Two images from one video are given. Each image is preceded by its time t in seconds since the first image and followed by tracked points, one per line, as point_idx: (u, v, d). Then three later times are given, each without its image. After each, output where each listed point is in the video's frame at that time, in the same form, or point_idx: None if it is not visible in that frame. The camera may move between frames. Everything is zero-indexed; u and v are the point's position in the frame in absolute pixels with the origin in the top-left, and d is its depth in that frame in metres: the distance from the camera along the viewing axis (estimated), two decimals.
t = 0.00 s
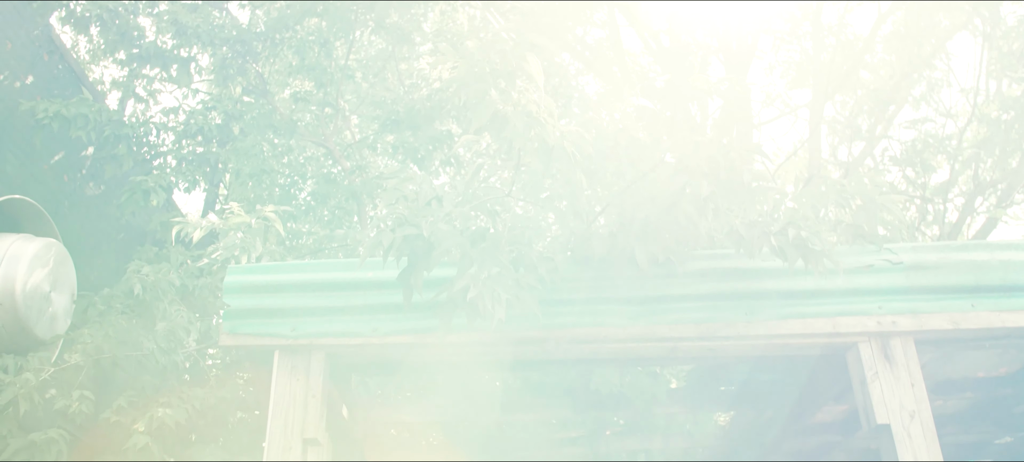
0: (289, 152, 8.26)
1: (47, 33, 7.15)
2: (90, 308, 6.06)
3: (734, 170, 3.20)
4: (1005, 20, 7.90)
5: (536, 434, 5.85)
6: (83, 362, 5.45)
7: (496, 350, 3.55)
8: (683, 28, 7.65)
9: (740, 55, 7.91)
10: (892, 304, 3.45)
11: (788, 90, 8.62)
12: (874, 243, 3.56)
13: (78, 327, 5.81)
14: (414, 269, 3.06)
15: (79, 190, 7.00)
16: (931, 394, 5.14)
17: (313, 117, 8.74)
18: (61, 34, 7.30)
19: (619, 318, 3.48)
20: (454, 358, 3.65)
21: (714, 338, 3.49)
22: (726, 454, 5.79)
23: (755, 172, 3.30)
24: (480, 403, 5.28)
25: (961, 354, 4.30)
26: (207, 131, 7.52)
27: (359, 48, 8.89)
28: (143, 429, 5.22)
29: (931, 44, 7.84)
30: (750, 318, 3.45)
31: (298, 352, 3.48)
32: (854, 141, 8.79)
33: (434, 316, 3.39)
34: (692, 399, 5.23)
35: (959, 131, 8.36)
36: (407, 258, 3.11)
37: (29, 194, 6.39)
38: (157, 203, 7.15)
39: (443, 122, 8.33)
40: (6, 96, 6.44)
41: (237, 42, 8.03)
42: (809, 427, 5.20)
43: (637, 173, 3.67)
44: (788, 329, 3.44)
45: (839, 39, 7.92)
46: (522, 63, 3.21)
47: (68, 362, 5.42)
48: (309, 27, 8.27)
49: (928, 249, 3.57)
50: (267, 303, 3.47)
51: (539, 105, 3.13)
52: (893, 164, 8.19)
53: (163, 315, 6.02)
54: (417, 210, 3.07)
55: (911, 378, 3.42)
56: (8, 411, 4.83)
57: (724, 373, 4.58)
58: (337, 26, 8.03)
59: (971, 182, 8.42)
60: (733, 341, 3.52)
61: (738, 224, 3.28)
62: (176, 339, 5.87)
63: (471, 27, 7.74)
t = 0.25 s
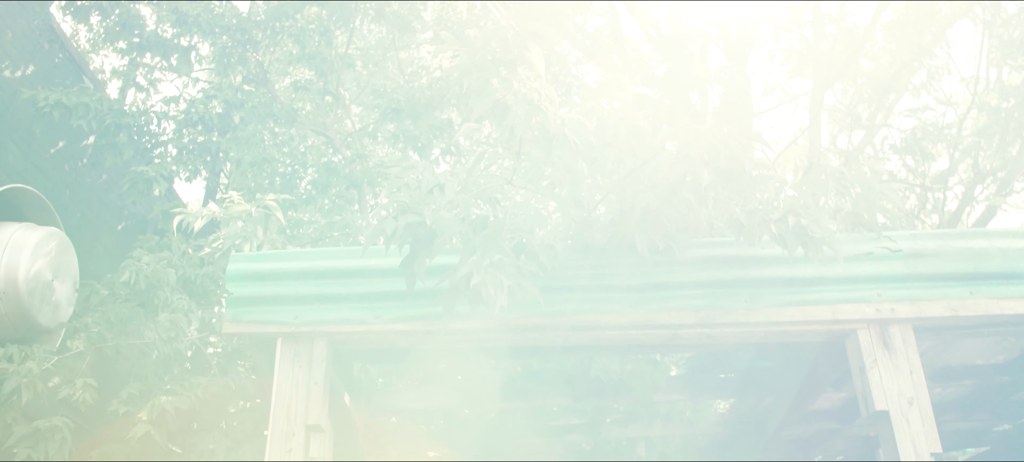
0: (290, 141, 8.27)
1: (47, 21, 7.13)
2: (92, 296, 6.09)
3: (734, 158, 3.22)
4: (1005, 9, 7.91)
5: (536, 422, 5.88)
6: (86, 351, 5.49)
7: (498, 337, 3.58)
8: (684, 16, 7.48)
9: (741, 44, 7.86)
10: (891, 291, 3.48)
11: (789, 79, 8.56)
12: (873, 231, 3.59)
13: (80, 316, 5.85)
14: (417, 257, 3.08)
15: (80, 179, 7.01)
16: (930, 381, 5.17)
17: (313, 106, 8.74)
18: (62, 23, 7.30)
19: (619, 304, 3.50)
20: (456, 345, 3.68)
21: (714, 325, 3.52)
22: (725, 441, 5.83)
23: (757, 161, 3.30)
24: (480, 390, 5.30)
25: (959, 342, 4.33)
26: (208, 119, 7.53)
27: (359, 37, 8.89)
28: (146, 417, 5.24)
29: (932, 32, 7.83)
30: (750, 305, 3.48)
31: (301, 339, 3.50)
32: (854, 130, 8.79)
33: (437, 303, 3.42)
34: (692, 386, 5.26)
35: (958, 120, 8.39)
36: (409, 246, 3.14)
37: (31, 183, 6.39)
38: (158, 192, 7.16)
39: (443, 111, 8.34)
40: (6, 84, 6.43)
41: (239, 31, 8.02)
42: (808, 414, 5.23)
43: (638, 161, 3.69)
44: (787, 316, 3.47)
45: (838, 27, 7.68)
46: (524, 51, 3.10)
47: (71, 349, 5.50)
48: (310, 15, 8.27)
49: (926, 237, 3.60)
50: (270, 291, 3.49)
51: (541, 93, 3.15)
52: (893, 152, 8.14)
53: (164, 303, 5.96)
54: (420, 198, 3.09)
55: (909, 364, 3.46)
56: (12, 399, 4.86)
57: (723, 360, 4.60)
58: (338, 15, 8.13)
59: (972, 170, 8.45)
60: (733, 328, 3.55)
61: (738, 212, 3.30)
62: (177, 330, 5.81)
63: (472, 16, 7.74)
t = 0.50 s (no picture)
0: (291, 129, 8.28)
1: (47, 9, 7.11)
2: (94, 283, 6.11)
3: (734, 146, 3.25)
4: None
5: (537, 408, 5.91)
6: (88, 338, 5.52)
7: (500, 323, 3.60)
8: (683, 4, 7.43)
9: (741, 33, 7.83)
10: (890, 278, 3.52)
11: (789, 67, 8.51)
12: (872, 218, 3.62)
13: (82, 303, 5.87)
14: (419, 244, 3.11)
15: (81, 167, 7.00)
16: (928, 368, 5.20)
17: (313, 94, 8.74)
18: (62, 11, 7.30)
19: (620, 291, 3.52)
20: (457, 331, 3.71)
21: (714, 312, 3.55)
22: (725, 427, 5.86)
23: (757, 149, 3.34)
24: (481, 376, 5.33)
25: (958, 328, 4.36)
26: (209, 108, 7.54)
27: (359, 25, 8.87)
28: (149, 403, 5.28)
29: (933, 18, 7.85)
30: (750, 291, 3.50)
31: (304, 325, 3.53)
32: (854, 118, 8.80)
33: (439, 289, 3.45)
34: (691, 373, 5.30)
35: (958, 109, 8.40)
36: (412, 233, 3.16)
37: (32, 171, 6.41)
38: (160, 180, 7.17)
39: (444, 99, 8.34)
40: (7, 72, 6.44)
41: (237, 19, 7.96)
42: (808, 401, 5.27)
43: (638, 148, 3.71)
44: (787, 303, 3.50)
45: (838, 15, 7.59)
46: (525, 38, 3.21)
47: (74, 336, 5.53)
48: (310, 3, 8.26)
49: (925, 224, 3.63)
50: (273, 277, 3.51)
51: (542, 81, 3.16)
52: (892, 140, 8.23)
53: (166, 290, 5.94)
54: (422, 185, 3.12)
55: (907, 351, 3.50)
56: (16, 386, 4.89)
57: (723, 347, 4.63)
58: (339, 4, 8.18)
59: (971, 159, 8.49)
60: (733, 315, 3.58)
61: (738, 200, 3.33)
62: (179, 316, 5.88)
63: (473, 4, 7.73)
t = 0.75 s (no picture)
0: (291, 118, 8.29)
1: None
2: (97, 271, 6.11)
3: (734, 133, 3.27)
4: None
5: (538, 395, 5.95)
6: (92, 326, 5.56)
7: (502, 310, 3.63)
8: None
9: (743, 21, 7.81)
10: (889, 264, 3.54)
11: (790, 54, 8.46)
12: (872, 205, 3.65)
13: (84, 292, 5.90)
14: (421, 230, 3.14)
15: (82, 156, 7.00)
16: (927, 355, 5.23)
17: (313, 83, 8.74)
18: None
19: (621, 277, 3.54)
20: (459, 318, 3.73)
21: (715, 298, 3.58)
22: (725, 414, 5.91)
23: (757, 136, 3.37)
24: (482, 364, 5.36)
25: (956, 315, 4.39)
26: (210, 97, 7.56)
27: (359, 14, 8.86)
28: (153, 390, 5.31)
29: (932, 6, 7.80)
30: (750, 277, 3.53)
31: (307, 311, 3.56)
32: (854, 106, 8.80)
33: (442, 276, 3.47)
34: (692, 360, 5.33)
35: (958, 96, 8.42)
36: (414, 221, 3.19)
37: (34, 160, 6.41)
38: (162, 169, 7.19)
39: (444, 88, 8.35)
40: (9, 61, 6.43)
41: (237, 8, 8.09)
42: (808, 388, 5.31)
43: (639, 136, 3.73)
44: (787, 289, 3.53)
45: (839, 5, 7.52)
46: (528, 26, 3.14)
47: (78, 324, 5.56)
48: None
49: (924, 211, 3.66)
50: (275, 264, 3.53)
51: (544, 69, 3.17)
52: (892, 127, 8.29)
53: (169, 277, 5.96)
54: (424, 172, 3.15)
55: (906, 337, 3.53)
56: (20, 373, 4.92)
57: (723, 334, 4.66)
58: None
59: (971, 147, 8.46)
60: (733, 301, 3.61)
61: (738, 186, 3.35)
62: (182, 299, 5.92)
63: None
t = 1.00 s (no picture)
0: (292, 106, 8.31)
1: None
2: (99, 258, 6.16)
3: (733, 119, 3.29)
4: None
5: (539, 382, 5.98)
6: (94, 312, 5.57)
7: (504, 296, 3.66)
8: None
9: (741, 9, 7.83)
10: (887, 251, 3.57)
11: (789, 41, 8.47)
12: (871, 192, 3.67)
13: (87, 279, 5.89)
14: (422, 216, 3.16)
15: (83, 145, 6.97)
16: (926, 341, 5.26)
17: (313, 71, 8.74)
18: None
19: (622, 264, 3.56)
20: (461, 303, 3.75)
21: (715, 284, 3.60)
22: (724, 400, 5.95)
23: (755, 121, 3.37)
24: (483, 351, 5.39)
25: (955, 302, 4.42)
26: (211, 84, 7.61)
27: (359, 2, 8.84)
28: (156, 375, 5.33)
29: None
30: (750, 263, 3.55)
31: (310, 297, 3.57)
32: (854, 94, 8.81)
33: (443, 262, 3.50)
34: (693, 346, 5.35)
35: (958, 85, 8.45)
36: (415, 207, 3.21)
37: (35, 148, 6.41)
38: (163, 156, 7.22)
39: (445, 75, 8.35)
40: (9, 49, 6.42)
41: None
42: (808, 374, 5.35)
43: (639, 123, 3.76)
44: (786, 275, 3.55)
45: None
46: (529, 13, 3.15)
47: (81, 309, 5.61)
48: None
49: (922, 198, 3.68)
50: (278, 251, 3.56)
51: (545, 55, 3.18)
52: (892, 115, 8.40)
53: (171, 264, 6.00)
54: (425, 159, 3.19)
55: (904, 322, 3.56)
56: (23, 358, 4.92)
57: (722, 320, 4.68)
58: None
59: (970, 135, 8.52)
60: (733, 287, 3.63)
61: (737, 173, 3.37)
62: (183, 286, 5.91)
63: None
